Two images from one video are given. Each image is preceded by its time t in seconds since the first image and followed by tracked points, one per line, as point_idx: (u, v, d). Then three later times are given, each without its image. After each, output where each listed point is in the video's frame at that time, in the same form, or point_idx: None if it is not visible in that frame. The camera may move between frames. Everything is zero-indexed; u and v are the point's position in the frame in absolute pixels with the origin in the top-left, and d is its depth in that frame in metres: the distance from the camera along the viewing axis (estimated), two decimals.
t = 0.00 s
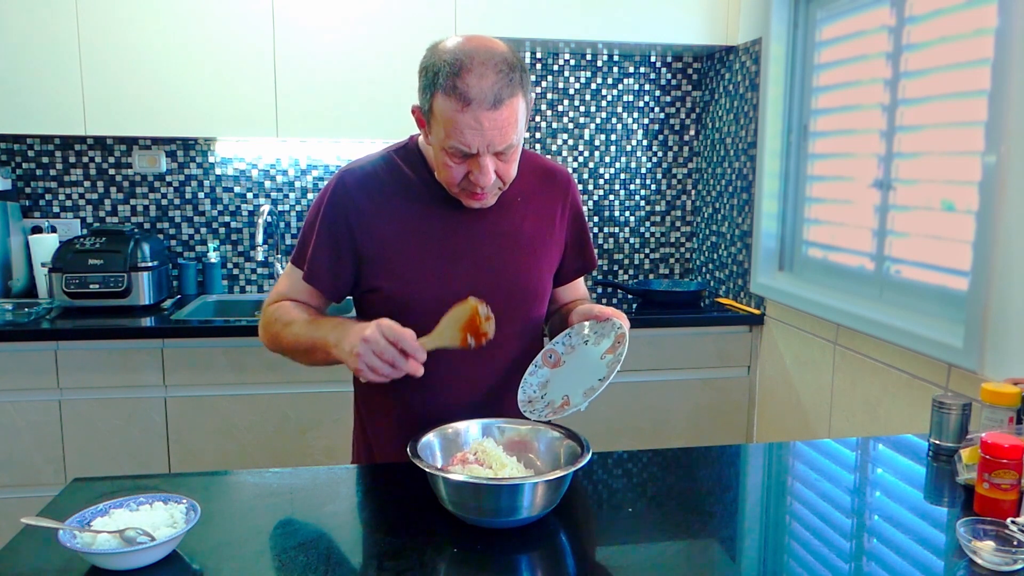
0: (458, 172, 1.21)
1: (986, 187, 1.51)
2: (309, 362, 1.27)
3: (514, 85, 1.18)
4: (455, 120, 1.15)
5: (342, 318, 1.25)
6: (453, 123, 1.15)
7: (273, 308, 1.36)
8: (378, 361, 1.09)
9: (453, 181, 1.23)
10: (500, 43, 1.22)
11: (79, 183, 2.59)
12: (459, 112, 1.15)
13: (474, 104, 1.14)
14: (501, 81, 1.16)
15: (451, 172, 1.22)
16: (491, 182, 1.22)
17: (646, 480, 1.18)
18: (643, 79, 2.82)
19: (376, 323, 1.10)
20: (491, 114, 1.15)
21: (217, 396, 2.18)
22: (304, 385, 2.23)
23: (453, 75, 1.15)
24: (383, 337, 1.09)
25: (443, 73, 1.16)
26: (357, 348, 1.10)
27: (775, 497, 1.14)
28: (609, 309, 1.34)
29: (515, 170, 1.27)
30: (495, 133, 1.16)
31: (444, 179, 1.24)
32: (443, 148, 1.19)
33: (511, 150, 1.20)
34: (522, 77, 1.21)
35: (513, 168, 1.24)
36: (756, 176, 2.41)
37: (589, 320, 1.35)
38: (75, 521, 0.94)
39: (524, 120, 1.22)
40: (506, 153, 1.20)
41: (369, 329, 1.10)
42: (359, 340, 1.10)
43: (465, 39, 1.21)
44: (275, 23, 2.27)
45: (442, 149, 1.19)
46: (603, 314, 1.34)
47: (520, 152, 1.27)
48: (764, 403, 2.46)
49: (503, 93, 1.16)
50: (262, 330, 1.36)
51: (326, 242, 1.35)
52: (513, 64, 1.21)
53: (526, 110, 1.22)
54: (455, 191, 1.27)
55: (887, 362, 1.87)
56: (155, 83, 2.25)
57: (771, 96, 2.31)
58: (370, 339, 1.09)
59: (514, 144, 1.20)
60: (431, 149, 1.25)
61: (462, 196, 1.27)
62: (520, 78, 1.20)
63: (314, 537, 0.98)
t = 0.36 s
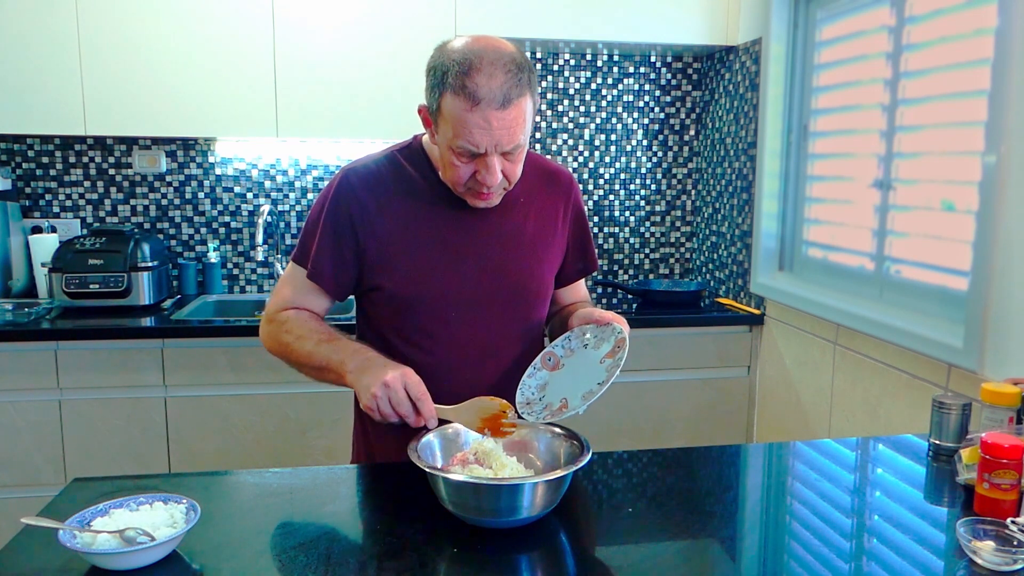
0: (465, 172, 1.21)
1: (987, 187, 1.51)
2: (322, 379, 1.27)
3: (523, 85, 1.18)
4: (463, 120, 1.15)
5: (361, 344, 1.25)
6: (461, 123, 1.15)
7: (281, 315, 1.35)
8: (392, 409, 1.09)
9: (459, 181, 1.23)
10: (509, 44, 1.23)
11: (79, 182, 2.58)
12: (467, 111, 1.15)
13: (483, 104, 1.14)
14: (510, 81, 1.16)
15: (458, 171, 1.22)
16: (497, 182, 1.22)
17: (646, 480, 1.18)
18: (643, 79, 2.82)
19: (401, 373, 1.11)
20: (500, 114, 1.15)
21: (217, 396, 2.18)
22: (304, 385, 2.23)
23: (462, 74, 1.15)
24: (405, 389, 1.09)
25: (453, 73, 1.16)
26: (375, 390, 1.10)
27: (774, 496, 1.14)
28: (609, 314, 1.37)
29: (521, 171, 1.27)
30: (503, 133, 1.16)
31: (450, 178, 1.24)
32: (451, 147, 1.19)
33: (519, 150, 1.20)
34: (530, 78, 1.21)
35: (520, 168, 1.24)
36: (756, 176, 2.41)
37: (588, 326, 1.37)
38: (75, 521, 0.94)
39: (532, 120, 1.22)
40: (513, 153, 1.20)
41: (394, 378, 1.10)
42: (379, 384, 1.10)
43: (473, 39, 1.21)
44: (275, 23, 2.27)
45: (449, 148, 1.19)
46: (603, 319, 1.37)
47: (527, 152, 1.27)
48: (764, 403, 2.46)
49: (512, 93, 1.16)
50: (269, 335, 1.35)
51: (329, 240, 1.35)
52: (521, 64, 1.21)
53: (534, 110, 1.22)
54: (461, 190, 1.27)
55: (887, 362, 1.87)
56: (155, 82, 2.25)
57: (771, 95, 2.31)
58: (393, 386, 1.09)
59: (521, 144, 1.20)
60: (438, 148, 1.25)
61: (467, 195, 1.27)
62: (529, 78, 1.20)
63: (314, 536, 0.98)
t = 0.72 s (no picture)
0: (464, 172, 1.21)
1: (987, 187, 1.51)
2: (323, 373, 1.26)
3: (521, 85, 1.18)
4: (461, 120, 1.15)
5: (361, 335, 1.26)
6: (459, 123, 1.15)
7: (281, 313, 1.34)
8: (396, 395, 1.08)
9: (459, 181, 1.23)
10: (507, 44, 1.22)
11: (79, 182, 2.59)
12: (465, 111, 1.15)
13: (481, 104, 1.14)
14: (507, 82, 1.16)
15: (457, 171, 1.22)
16: (497, 182, 1.22)
17: (646, 480, 1.18)
18: (643, 79, 2.82)
19: (409, 360, 1.11)
20: (498, 114, 1.15)
21: (217, 396, 2.18)
22: (305, 385, 2.23)
23: (460, 75, 1.15)
24: (413, 377, 1.09)
25: (450, 73, 1.16)
26: (381, 374, 1.09)
27: (774, 496, 1.14)
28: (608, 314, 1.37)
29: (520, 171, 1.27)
30: (502, 133, 1.16)
31: (449, 178, 1.24)
32: (449, 148, 1.19)
33: (517, 151, 1.20)
34: (528, 77, 1.21)
35: (519, 168, 1.24)
36: (756, 176, 2.41)
37: (588, 326, 1.38)
38: (75, 521, 0.94)
39: (530, 120, 1.22)
40: (512, 153, 1.20)
41: (404, 363, 1.10)
42: (386, 369, 1.10)
43: (471, 39, 1.21)
44: (275, 23, 2.27)
45: (448, 149, 1.19)
46: (602, 318, 1.37)
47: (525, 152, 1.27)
48: (764, 403, 2.46)
49: (510, 93, 1.16)
50: (269, 335, 1.35)
51: (329, 240, 1.35)
52: (519, 64, 1.21)
53: (533, 110, 1.22)
54: (460, 191, 1.27)
55: (886, 362, 1.87)
56: (155, 82, 2.25)
57: (771, 95, 2.31)
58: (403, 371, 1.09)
59: (520, 145, 1.20)
60: (436, 149, 1.25)
61: (467, 196, 1.27)
62: (526, 78, 1.20)
63: (314, 536, 0.98)
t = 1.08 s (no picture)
0: (461, 171, 1.21)
1: (986, 187, 1.51)
2: (330, 373, 1.26)
3: (516, 83, 1.18)
4: (457, 118, 1.15)
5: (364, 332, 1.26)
6: (455, 121, 1.15)
7: (286, 316, 1.34)
8: (399, 385, 1.08)
9: (456, 180, 1.23)
10: (502, 42, 1.22)
11: (79, 182, 2.59)
12: (461, 109, 1.14)
13: (476, 102, 1.14)
14: (502, 79, 1.16)
15: (454, 170, 1.22)
16: (494, 181, 1.22)
17: (646, 480, 1.18)
18: (643, 79, 2.82)
19: (412, 351, 1.11)
20: (493, 112, 1.15)
21: (217, 396, 2.18)
22: (305, 385, 2.23)
23: (455, 73, 1.15)
24: (416, 367, 1.09)
25: (446, 71, 1.16)
26: (383, 365, 1.09)
27: (775, 496, 1.14)
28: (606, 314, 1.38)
29: (517, 170, 1.27)
30: (498, 131, 1.16)
31: (446, 177, 1.24)
32: (446, 146, 1.19)
33: (513, 149, 1.20)
34: (524, 74, 1.21)
35: (516, 167, 1.24)
36: (755, 176, 2.41)
37: (586, 324, 1.39)
38: (75, 521, 0.94)
39: (526, 118, 1.22)
40: (508, 151, 1.20)
41: (408, 353, 1.11)
42: (389, 360, 1.10)
43: (466, 37, 1.21)
44: (275, 23, 2.27)
45: (444, 147, 1.19)
46: (599, 316, 1.38)
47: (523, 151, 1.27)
48: (764, 403, 2.46)
49: (505, 90, 1.16)
50: (275, 339, 1.34)
51: (330, 241, 1.34)
52: (514, 61, 1.21)
53: (529, 108, 1.22)
54: (457, 190, 1.27)
55: (887, 362, 1.87)
56: (155, 82, 2.25)
57: (771, 95, 2.31)
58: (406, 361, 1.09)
59: (517, 142, 1.19)
60: (434, 148, 1.25)
61: (464, 195, 1.27)
62: (522, 76, 1.20)
63: (315, 537, 0.98)
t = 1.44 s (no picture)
0: (465, 168, 1.21)
1: (986, 187, 1.51)
2: (314, 368, 1.25)
3: (520, 80, 1.18)
4: (461, 114, 1.15)
5: (354, 330, 1.26)
6: (459, 117, 1.16)
7: (281, 309, 1.35)
8: (374, 383, 1.08)
9: (460, 178, 1.23)
10: (507, 41, 1.23)
11: (79, 182, 2.59)
12: (465, 105, 1.15)
13: (480, 98, 1.14)
14: (506, 76, 1.16)
15: (457, 167, 1.22)
16: (498, 178, 1.21)
17: (646, 480, 1.18)
18: (643, 79, 2.82)
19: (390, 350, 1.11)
20: (497, 108, 1.15)
21: (216, 396, 2.18)
22: (305, 385, 2.23)
23: (460, 69, 1.16)
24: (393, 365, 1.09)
25: (450, 68, 1.16)
26: (359, 363, 1.09)
27: (775, 496, 1.14)
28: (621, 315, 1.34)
29: (521, 169, 1.27)
30: (501, 127, 1.16)
31: (451, 175, 1.24)
32: (450, 143, 1.19)
33: (517, 146, 1.20)
34: (527, 73, 1.21)
35: (519, 165, 1.24)
36: (755, 176, 2.41)
37: (601, 325, 1.36)
38: (75, 521, 0.94)
39: (530, 115, 1.22)
40: (512, 148, 1.20)
41: (383, 352, 1.10)
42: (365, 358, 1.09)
43: (471, 36, 1.21)
44: (275, 23, 2.27)
45: (449, 144, 1.20)
46: (617, 318, 1.34)
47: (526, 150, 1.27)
48: (764, 403, 2.46)
49: (509, 87, 1.16)
50: (268, 332, 1.35)
51: (334, 240, 1.35)
52: (518, 60, 1.21)
53: (533, 105, 1.22)
54: (461, 188, 1.27)
55: (887, 362, 1.87)
56: (155, 82, 2.25)
57: (771, 95, 2.31)
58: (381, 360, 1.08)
59: (520, 139, 1.19)
60: (439, 146, 1.25)
61: (468, 194, 1.27)
62: (526, 74, 1.20)
63: (315, 536, 0.98)
